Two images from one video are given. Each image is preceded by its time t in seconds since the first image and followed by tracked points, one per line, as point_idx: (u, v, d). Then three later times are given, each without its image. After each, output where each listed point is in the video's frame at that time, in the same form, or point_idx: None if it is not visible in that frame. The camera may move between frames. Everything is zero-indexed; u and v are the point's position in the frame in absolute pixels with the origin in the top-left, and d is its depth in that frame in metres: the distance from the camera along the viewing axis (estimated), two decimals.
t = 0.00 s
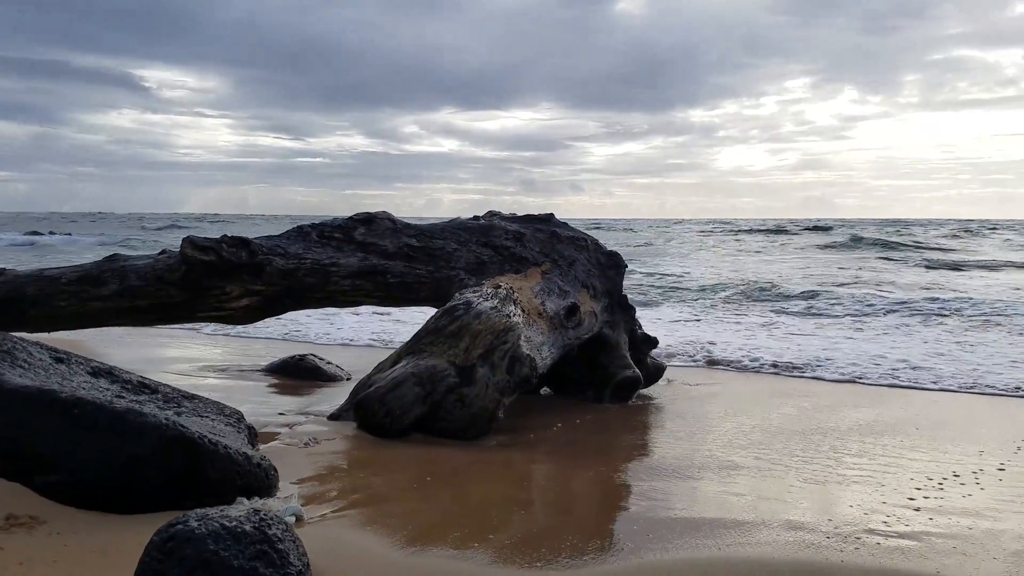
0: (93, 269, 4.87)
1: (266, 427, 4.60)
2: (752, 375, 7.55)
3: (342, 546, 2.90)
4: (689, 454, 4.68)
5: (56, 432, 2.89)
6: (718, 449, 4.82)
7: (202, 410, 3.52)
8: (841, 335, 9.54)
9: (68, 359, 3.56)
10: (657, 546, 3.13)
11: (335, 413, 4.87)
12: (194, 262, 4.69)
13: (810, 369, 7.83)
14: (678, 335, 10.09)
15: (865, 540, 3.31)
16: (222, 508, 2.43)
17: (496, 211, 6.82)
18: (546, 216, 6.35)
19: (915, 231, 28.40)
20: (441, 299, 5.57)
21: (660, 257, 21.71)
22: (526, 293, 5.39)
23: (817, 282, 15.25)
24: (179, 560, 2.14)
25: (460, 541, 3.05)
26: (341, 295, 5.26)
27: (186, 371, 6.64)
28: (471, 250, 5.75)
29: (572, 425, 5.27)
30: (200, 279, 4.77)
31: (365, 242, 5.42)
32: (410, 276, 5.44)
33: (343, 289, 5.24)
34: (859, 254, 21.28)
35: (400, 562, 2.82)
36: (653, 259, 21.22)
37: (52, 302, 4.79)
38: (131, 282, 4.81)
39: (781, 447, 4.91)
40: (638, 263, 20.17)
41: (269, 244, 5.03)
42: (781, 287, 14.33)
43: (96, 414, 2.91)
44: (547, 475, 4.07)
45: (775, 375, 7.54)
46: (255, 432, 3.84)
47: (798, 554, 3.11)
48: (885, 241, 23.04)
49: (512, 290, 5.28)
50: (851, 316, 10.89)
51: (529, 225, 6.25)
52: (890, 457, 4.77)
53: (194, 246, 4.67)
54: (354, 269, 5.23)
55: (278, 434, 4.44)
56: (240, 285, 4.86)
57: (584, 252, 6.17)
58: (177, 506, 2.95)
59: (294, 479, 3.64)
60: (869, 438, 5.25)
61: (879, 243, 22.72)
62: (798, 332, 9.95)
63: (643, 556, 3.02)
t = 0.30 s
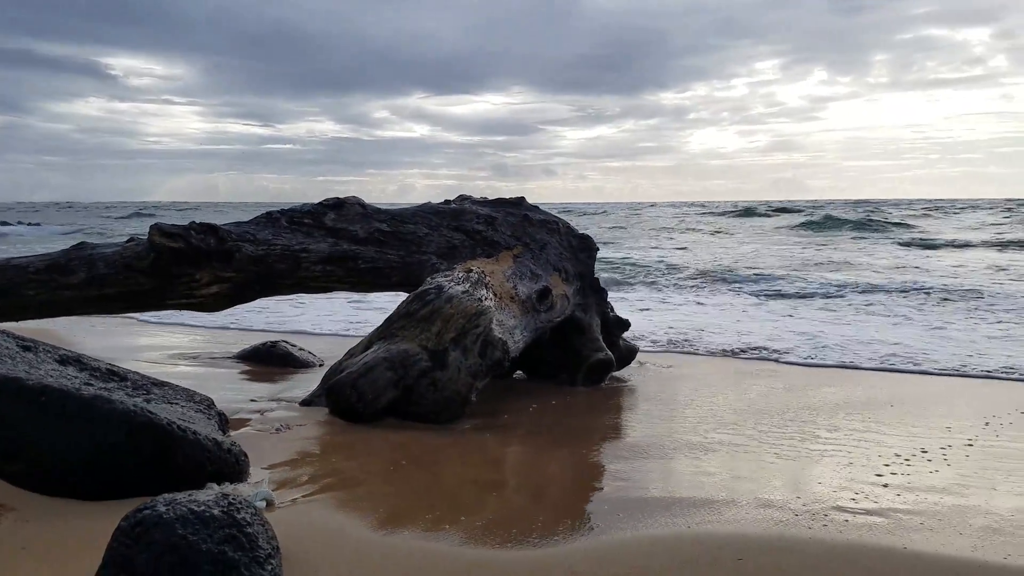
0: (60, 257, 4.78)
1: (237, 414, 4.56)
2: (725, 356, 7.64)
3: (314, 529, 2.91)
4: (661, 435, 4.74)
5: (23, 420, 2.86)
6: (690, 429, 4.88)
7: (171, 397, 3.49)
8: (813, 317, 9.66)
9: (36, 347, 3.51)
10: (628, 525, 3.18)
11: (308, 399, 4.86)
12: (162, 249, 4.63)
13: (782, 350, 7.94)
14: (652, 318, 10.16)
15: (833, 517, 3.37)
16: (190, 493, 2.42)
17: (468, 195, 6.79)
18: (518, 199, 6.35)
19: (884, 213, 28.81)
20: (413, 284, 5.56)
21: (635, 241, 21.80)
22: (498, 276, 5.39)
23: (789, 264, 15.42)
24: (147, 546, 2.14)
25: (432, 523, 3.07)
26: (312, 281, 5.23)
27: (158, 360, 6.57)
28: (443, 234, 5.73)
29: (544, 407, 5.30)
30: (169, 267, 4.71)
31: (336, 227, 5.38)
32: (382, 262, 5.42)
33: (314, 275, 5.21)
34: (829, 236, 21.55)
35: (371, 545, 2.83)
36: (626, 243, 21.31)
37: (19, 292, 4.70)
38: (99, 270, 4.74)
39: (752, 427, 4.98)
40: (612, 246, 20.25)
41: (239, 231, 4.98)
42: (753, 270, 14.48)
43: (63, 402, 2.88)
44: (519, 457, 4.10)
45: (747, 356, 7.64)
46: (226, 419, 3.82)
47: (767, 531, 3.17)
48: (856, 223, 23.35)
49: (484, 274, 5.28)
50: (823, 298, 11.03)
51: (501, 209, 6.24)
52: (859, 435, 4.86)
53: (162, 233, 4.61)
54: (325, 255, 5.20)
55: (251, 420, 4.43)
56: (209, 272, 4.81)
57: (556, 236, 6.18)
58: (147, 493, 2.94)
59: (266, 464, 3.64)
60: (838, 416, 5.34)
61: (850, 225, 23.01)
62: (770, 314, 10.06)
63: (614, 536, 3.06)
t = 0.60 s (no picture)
0: (39, 245, 4.72)
1: (216, 407, 4.53)
2: (706, 356, 7.68)
3: (290, 524, 2.90)
4: (641, 433, 4.76)
5: None
6: (669, 428, 4.91)
7: (149, 388, 3.46)
8: (794, 320, 9.74)
9: (12, 335, 3.46)
10: (605, 522, 3.19)
11: (287, 393, 4.83)
12: (143, 240, 4.58)
13: (763, 351, 8.00)
14: (635, 318, 10.20)
15: (809, 516, 3.40)
16: (165, 485, 2.41)
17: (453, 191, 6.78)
18: (502, 196, 6.34)
19: (866, 217, 29.07)
20: (396, 279, 5.55)
21: (620, 241, 21.86)
22: (481, 273, 5.39)
23: (772, 266, 15.54)
24: (120, 537, 2.12)
25: (409, 518, 3.07)
26: (294, 274, 5.21)
27: (137, 351, 6.50)
28: (427, 230, 5.72)
29: (525, 404, 5.31)
30: (149, 258, 4.67)
31: (319, 220, 5.35)
32: (365, 256, 5.40)
33: (296, 268, 5.19)
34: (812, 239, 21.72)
35: (347, 540, 2.82)
36: (611, 242, 21.38)
37: None
38: (79, 260, 4.68)
39: (731, 426, 5.02)
40: (596, 246, 20.29)
41: (221, 222, 4.94)
42: (736, 271, 14.57)
43: (40, 391, 2.86)
44: (499, 453, 4.10)
45: (728, 357, 7.68)
46: (204, 411, 3.79)
47: (745, 530, 3.20)
48: (839, 227, 23.56)
49: (467, 270, 5.28)
50: (804, 301, 11.12)
51: (485, 205, 6.23)
52: (836, 436, 4.91)
53: (143, 223, 4.56)
54: (307, 248, 5.17)
55: (229, 413, 4.40)
56: (190, 264, 4.77)
57: (540, 233, 6.18)
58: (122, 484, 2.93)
59: (244, 457, 3.62)
60: (816, 417, 5.39)
61: (832, 229, 23.22)
62: (752, 316, 10.13)
63: (592, 532, 3.08)
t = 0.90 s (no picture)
0: (2, 249, 4.61)
1: (186, 411, 4.47)
2: (679, 355, 7.73)
3: (262, 530, 2.86)
4: (615, 430, 4.78)
5: None
6: (643, 425, 4.93)
7: (117, 393, 3.40)
8: (765, 319, 9.85)
9: None
10: (580, 520, 3.20)
11: (259, 396, 4.78)
12: (110, 243, 4.50)
13: (735, 349, 8.07)
14: (608, 317, 10.24)
15: (780, 510, 3.43)
16: (134, 491, 2.36)
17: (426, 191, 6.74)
18: (476, 196, 6.32)
19: (837, 216, 29.48)
20: (369, 280, 5.51)
21: (594, 241, 21.94)
22: (455, 273, 5.37)
23: (743, 265, 15.69)
24: (88, 545, 2.07)
25: (384, 520, 3.04)
26: (265, 276, 5.15)
27: (104, 356, 6.39)
28: (400, 230, 5.68)
29: (500, 404, 5.30)
30: (116, 261, 4.59)
31: (291, 221, 5.29)
32: (337, 257, 5.36)
33: (267, 270, 5.14)
34: (783, 238, 21.99)
35: (321, 544, 2.79)
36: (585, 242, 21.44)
37: None
38: (44, 264, 4.59)
39: (704, 423, 5.05)
40: (570, 246, 20.36)
41: (190, 224, 4.86)
42: (709, 270, 14.69)
43: (6, 397, 2.81)
44: (474, 454, 4.09)
45: (701, 355, 7.74)
46: (174, 416, 3.73)
47: (717, 525, 3.22)
48: (809, 225, 23.86)
49: (442, 270, 5.25)
50: (775, 299, 11.24)
51: (459, 206, 6.20)
52: (806, 430, 4.97)
53: (110, 226, 4.48)
54: (278, 250, 5.12)
55: (200, 418, 4.34)
56: (158, 267, 4.70)
57: (514, 233, 6.17)
58: (91, 491, 2.89)
59: (215, 462, 3.56)
60: (787, 412, 5.45)
61: (802, 228, 23.51)
62: (724, 315, 10.22)
63: (567, 530, 3.08)
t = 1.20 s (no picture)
0: None
1: (156, 408, 4.43)
2: (653, 355, 7.79)
3: (232, 527, 2.86)
4: (588, 430, 4.81)
5: None
6: (617, 425, 4.97)
7: (87, 389, 3.37)
8: (739, 321, 9.95)
9: None
10: (551, 518, 3.23)
11: (231, 393, 4.75)
12: (82, 238, 4.45)
13: (709, 351, 8.15)
14: (585, 318, 10.29)
15: (751, 510, 3.48)
16: (102, 487, 2.35)
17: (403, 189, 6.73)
18: (452, 195, 6.33)
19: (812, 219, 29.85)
20: (344, 278, 5.50)
21: (572, 241, 22.02)
22: (430, 272, 5.37)
23: (719, 267, 15.84)
24: (54, 541, 2.06)
25: (355, 518, 3.05)
26: (238, 272, 5.13)
27: (74, 352, 6.32)
28: (376, 228, 5.67)
29: (474, 403, 5.32)
30: (89, 257, 4.54)
31: (265, 218, 5.26)
32: (312, 255, 5.34)
33: (241, 267, 5.11)
34: (758, 240, 22.22)
35: (291, 542, 2.79)
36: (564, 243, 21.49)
37: None
38: (15, 259, 4.54)
39: (677, 423, 5.10)
40: (548, 246, 20.43)
41: (163, 220, 4.82)
42: (685, 272, 14.81)
43: None
44: (447, 452, 4.10)
45: (675, 356, 7.81)
46: (144, 412, 3.71)
47: (689, 523, 3.26)
48: (784, 228, 24.13)
49: (417, 269, 5.25)
50: (750, 301, 11.37)
51: (435, 204, 6.20)
52: (777, 430, 5.03)
53: (83, 221, 4.44)
54: (252, 247, 5.09)
55: (171, 415, 4.31)
56: (131, 263, 4.66)
57: (490, 232, 6.18)
58: (58, 487, 2.86)
59: (185, 459, 3.55)
60: (758, 412, 5.52)
61: (777, 231, 23.77)
62: (699, 316, 10.31)
63: (538, 528, 3.10)
